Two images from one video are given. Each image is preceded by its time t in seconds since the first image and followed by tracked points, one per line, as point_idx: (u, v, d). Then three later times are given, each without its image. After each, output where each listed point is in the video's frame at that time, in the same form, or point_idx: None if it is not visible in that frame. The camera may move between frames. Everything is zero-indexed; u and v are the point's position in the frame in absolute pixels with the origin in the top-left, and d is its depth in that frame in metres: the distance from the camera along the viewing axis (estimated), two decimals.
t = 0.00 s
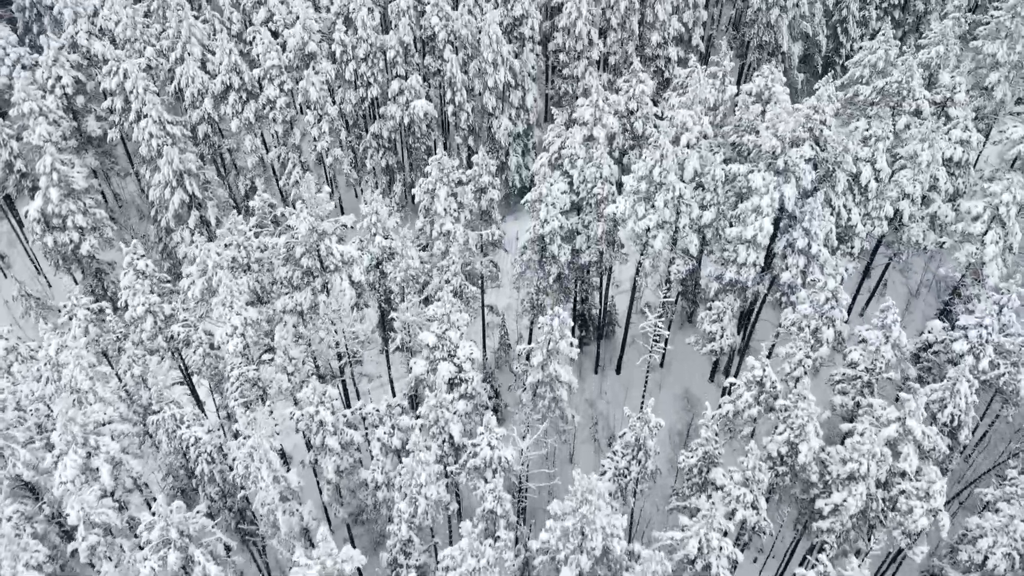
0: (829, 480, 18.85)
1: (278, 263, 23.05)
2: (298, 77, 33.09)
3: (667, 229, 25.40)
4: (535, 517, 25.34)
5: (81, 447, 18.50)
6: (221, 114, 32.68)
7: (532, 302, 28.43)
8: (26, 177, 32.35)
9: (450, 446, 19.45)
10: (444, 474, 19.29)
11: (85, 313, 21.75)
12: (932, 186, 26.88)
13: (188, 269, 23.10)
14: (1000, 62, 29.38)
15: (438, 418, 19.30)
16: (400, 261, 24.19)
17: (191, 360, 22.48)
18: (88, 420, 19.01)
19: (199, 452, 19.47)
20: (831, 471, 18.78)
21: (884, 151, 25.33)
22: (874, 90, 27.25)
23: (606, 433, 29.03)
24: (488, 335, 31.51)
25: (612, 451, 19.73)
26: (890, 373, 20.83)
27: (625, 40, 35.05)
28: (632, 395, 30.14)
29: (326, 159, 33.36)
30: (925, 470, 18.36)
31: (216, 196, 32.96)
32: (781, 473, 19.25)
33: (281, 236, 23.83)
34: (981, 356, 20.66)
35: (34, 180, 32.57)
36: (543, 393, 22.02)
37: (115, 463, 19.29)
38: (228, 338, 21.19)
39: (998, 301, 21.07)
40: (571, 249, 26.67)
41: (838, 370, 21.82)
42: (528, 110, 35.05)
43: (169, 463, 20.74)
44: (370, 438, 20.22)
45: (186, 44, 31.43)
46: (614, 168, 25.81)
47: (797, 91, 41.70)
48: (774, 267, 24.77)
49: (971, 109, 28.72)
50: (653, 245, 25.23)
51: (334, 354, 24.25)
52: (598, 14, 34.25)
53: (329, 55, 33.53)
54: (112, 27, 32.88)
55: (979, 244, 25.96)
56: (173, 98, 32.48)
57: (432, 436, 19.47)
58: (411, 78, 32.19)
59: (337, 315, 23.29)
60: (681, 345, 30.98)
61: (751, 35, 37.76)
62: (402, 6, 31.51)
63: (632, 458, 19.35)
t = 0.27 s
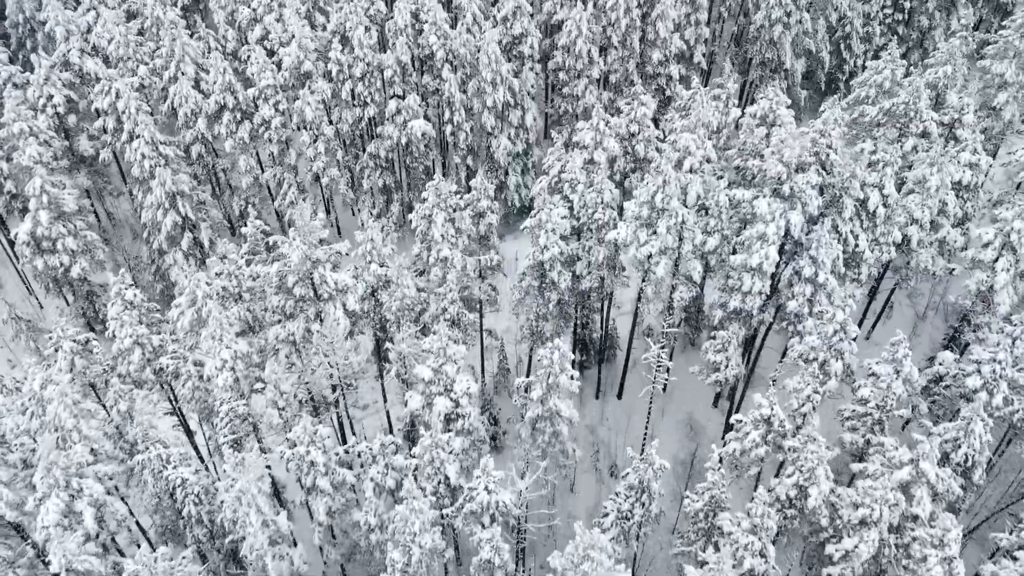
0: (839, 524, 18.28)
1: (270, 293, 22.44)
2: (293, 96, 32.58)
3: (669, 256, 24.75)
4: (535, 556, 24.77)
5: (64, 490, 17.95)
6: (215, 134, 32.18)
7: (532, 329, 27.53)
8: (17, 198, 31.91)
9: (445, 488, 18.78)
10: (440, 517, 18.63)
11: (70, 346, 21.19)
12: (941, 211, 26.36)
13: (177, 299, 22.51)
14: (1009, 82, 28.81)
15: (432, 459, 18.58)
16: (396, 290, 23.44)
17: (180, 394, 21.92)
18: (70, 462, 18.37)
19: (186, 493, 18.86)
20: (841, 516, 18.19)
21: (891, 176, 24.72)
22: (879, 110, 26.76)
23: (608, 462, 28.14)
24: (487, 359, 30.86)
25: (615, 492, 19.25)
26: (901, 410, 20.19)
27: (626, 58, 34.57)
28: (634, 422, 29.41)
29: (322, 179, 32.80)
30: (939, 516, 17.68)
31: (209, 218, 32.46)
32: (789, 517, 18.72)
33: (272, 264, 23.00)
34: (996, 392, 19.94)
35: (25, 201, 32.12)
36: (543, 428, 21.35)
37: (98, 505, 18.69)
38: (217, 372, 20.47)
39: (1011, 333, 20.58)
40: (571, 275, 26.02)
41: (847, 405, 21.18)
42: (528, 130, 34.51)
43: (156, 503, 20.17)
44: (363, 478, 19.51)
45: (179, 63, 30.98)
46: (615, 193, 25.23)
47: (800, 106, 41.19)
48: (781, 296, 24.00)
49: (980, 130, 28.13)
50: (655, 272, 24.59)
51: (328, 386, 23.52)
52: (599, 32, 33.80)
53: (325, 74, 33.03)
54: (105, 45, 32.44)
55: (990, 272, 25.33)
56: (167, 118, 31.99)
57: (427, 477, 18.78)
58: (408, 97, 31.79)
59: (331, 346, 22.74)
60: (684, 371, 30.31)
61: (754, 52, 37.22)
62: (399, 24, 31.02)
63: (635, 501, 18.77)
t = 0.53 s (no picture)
0: (850, 572, 17.70)
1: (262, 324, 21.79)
2: (289, 115, 32.04)
3: (672, 283, 24.12)
4: None
5: (45, 536, 17.29)
6: (209, 154, 31.63)
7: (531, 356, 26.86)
8: (7, 220, 31.36)
9: (441, 532, 18.10)
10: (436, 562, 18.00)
11: (55, 380, 20.53)
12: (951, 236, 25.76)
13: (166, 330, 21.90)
14: (1017, 103, 28.27)
15: (427, 503, 17.93)
16: (390, 320, 22.82)
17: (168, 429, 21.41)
18: (52, 507, 17.70)
19: (172, 538, 18.18)
20: (853, 563, 17.59)
21: (900, 203, 24.12)
22: (887, 132, 26.12)
23: (609, 492, 27.38)
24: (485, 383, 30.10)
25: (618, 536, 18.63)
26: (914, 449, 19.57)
27: (626, 77, 34.14)
28: (636, 449, 28.70)
29: (318, 200, 32.25)
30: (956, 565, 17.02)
31: (203, 239, 31.89)
32: (799, 562, 18.00)
33: (262, 293, 22.13)
34: (1011, 430, 19.31)
35: (15, 222, 31.55)
36: (542, 465, 20.57)
37: (81, 550, 18.03)
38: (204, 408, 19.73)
39: None
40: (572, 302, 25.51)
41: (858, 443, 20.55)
42: (527, 149, 34.00)
43: (143, 545, 19.57)
44: (356, 521, 18.80)
45: (172, 83, 30.45)
46: (617, 219, 24.62)
47: (804, 124, 40.68)
48: (787, 325, 23.40)
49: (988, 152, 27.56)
50: (658, 300, 24.00)
51: (322, 418, 22.83)
52: (599, 50, 33.38)
53: (321, 93, 32.53)
54: (97, 64, 31.93)
55: (1001, 300, 24.56)
56: (160, 138, 31.44)
57: (423, 520, 18.14)
58: (406, 117, 31.37)
59: (326, 377, 22.30)
60: (687, 397, 29.57)
61: (756, 69, 36.72)
62: (396, 43, 30.54)
63: (639, 546, 18.21)
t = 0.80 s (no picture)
0: None
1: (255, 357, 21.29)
2: (284, 135, 31.48)
3: (676, 311, 23.55)
4: None
5: None
6: (202, 175, 31.08)
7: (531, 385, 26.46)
8: None
9: None
10: None
11: (39, 416, 19.95)
12: (960, 263, 25.22)
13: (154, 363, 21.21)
14: None
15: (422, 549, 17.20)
16: (385, 352, 21.99)
17: (156, 465, 20.83)
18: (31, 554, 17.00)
19: None
20: None
21: (911, 230, 23.36)
22: (893, 153, 25.22)
23: (611, 524, 26.72)
24: (484, 409, 29.48)
25: None
26: (927, 491, 19.02)
27: (627, 95, 33.71)
28: (639, 478, 27.94)
29: (314, 221, 31.61)
30: None
31: (196, 261, 31.34)
32: None
33: (255, 323, 21.55)
34: None
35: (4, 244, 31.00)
36: (542, 504, 19.76)
37: None
38: (192, 447, 19.12)
39: None
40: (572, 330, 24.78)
41: (869, 482, 20.03)
42: (527, 168, 33.43)
43: None
44: (348, 566, 18.09)
45: (165, 102, 29.91)
46: (618, 245, 23.91)
47: (807, 142, 40.11)
48: (796, 356, 22.96)
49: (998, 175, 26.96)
50: (662, 329, 23.37)
51: (316, 451, 22.14)
52: (599, 68, 32.90)
53: (317, 112, 31.95)
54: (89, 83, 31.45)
55: (1014, 329, 23.88)
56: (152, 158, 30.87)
57: (418, 567, 17.42)
58: (403, 137, 30.81)
59: (318, 410, 21.52)
60: (691, 423, 28.89)
61: (759, 87, 36.19)
62: (393, 63, 30.04)
63: None
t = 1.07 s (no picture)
0: None
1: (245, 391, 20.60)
2: (279, 155, 30.94)
3: (679, 341, 22.87)
4: None
5: None
6: (195, 196, 30.50)
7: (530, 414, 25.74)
8: None
9: None
10: None
11: (22, 453, 19.41)
12: (970, 290, 24.70)
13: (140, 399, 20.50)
14: None
15: None
16: (379, 388, 21.25)
17: (143, 503, 20.35)
18: None
19: None
20: None
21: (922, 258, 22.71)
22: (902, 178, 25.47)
23: (612, 556, 26.05)
24: (484, 436, 28.89)
25: None
26: (942, 535, 18.38)
27: (628, 114, 33.30)
28: (642, 508, 27.16)
29: (309, 243, 30.95)
30: None
31: (189, 284, 30.75)
32: None
33: (246, 355, 21.01)
34: None
35: None
36: (541, 548, 19.00)
37: None
38: (179, 488, 18.57)
39: None
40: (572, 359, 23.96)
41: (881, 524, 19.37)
42: (526, 188, 32.89)
43: None
44: None
45: (157, 123, 29.38)
46: (620, 273, 23.13)
47: (811, 160, 39.50)
48: (804, 388, 22.44)
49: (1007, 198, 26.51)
50: (665, 360, 22.68)
51: (309, 487, 21.46)
52: (600, 87, 32.40)
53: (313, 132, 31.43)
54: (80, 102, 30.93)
55: None
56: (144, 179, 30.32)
57: None
58: (400, 158, 30.28)
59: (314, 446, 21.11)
60: (696, 451, 28.03)
61: (762, 104, 35.71)
62: (390, 82, 29.51)
63: None
